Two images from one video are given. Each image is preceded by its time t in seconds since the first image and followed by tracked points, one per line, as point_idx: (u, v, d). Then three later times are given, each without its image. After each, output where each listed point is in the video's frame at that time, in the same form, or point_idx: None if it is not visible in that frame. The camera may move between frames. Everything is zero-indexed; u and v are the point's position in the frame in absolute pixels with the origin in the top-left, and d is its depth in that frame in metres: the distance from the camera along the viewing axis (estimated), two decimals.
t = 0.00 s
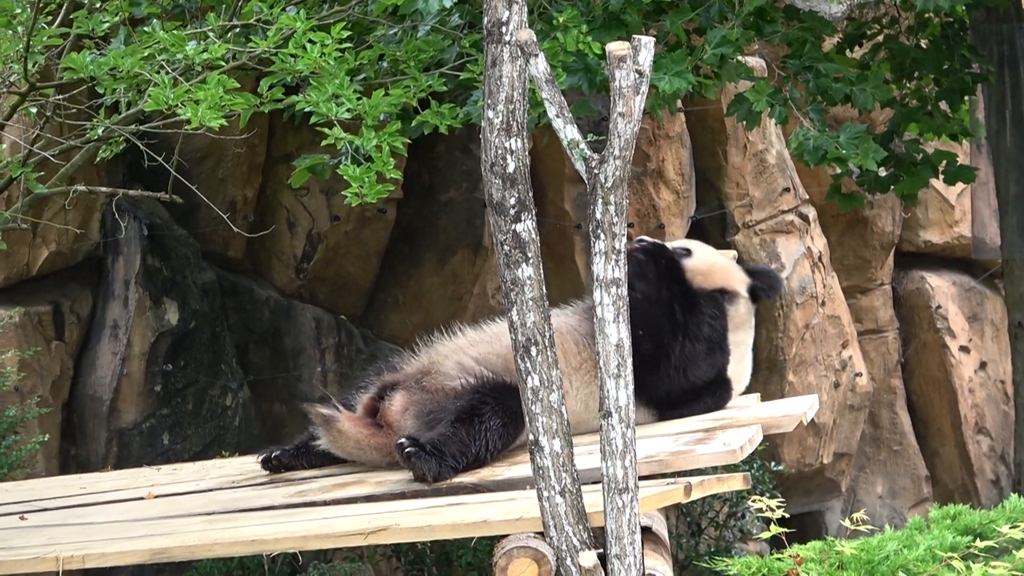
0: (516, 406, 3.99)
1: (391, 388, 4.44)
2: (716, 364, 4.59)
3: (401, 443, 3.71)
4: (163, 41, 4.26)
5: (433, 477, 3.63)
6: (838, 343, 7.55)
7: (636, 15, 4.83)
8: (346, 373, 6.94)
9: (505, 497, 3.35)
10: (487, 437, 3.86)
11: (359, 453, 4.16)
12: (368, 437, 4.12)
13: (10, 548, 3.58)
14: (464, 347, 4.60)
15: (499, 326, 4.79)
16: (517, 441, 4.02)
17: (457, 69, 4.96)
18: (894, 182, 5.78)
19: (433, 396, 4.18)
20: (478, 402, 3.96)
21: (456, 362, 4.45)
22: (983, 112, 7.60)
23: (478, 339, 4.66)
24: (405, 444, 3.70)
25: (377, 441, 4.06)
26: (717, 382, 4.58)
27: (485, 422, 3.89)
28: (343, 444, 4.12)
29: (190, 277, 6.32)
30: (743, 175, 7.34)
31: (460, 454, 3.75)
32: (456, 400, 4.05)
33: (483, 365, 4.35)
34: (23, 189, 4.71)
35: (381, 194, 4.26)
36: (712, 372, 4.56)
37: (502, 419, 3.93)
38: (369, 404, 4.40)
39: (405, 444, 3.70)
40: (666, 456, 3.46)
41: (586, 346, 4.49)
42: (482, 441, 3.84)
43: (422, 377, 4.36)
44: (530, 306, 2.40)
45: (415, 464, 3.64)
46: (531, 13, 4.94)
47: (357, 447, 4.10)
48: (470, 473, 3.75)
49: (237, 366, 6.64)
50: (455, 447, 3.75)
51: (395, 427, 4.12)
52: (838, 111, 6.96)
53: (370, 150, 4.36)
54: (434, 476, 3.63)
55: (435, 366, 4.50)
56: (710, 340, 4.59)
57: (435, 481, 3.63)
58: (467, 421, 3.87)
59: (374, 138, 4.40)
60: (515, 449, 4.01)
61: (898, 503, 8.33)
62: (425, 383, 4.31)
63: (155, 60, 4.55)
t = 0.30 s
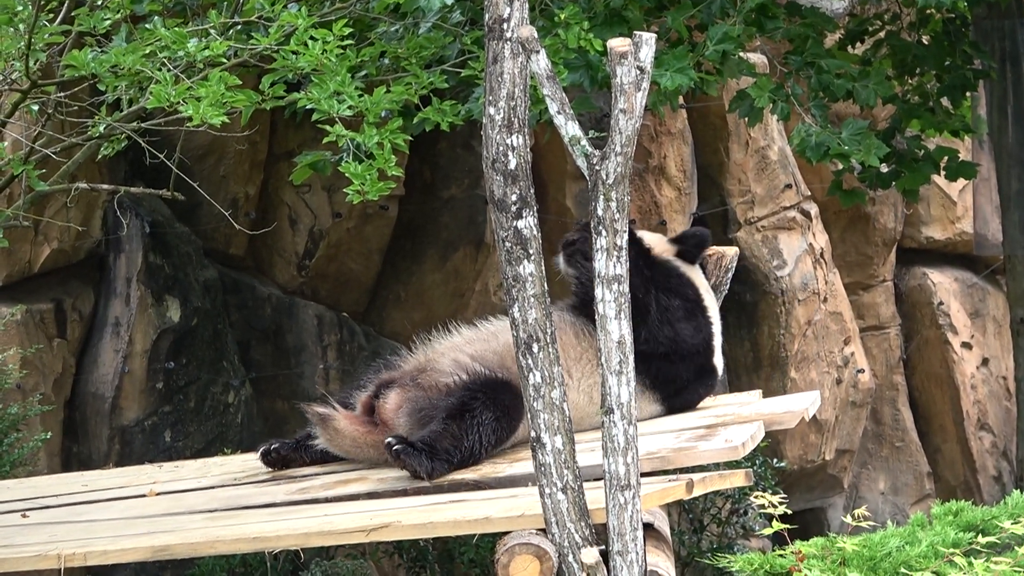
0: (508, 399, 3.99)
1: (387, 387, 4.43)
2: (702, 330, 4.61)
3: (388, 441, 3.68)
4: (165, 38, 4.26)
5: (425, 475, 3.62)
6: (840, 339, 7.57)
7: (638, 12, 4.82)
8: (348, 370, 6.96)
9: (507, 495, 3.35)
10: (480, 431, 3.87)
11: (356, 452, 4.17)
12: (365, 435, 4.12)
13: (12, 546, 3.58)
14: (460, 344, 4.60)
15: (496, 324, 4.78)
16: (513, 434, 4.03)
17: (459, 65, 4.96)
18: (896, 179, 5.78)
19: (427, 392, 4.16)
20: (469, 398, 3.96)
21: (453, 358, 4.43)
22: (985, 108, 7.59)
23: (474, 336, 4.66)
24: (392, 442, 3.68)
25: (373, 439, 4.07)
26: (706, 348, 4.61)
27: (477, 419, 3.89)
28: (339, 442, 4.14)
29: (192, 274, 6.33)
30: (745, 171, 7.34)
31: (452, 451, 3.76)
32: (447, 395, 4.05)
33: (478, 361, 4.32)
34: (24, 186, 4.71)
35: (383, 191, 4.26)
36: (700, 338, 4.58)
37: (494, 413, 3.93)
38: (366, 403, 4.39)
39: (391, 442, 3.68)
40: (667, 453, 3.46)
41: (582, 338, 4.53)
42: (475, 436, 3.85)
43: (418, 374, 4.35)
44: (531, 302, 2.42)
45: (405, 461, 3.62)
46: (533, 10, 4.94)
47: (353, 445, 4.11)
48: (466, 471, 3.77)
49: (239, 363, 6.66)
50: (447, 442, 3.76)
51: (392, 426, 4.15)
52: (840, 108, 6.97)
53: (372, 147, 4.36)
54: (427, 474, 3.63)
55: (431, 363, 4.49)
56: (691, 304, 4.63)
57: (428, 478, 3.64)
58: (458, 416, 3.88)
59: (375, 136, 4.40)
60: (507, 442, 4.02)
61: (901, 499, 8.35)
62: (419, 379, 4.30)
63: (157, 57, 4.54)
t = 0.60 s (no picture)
0: (494, 388, 4.04)
1: (380, 388, 4.44)
2: (682, 295, 4.81)
3: (369, 449, 3.66)
4: (167, 34, 4.25)
5: (410, 477, 3.65)
6: (842, 335, 7.56)
7: (641, 8, 4.82)
8: (350, 367, 6.95)
9: (510, 491, 3.35)
10: (468, 424, 3.90)
11: (355, 451, 4.20)
12: (363, 435, 4.12)
13: (16, 542, 3.58)
14: (455, 345, 4.58)
15: (490, 324, 4.75)
16: (504, 421, 4.07)
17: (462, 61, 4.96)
18: (899, 175, 5.77)
19: (419, 390, 4.14)
20: (452, 393, 3.97)
21: (446, 358, 4.43)
22: (988, 105, 7.58)
23: (468, 337, 4.64)
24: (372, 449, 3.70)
25: (370, 440, 4.06)
26: (689, 311, 4.80)
27: (462, 413, 3.92)
28: (339, 444, 4.15)
29: (194, 271, 6.33)
30: (748, 167, 7.32)
31: (440, 447, 3.78)
32: (434, 391, 4.05)
33: (476, 359, 4.28)
34: (27, 183, 4.71)
35: (386, 187, 4.25)
36: (680, 302, 4.77)
37: (481, 403, 3.97)
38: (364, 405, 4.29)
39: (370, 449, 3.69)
40: (670, 449, 3.45)
41: (573, 329, 4.49)
42: (463, 429, 3.89)
43: (411, 375, 4.38)
44: (534, 299, 2.43)
45: (389, 467, 3.63)
46: (535, 6, 4.93)
47: (353, 446, 4.12)
48: (463, 466, 3.83)
49: (242, 360, 6.67)
50: (433, 440, 3.78)
51: (387, 426, 4.10)
52: (844, 104, 6.98)
53: (374, 143, 4.36)
54: (415, 474, 3.66)
55: (425, 363, 4.51)
56: (662, 274, 4.83)
57: (417, 478, 3.67)
58: (444, 412, 3.90)
59: (378, 132, 4.39)
60: (502, 429, 4.07)
61: (903, 496, 8.36)
62: (415, 378, 4.30)
63: (159, 53, 4.54)
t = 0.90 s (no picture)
0: (497, 384, 4.04)
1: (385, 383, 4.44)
2: (683, 293, 4.80)
3: (371, 444, 3.66)
4: (170, 30, 4.25)
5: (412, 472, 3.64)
6: (845, 331, 7.58)
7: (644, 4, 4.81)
8: (353, 362, 6.94)
9: (514, 486, 3.35)
10: (470, 420, 3.91)
11: (358, 446, 4.22)
12: (366, 431, 4.13)
13: (19, 538, 3.57)
14: (456, 341, 4.57)
15: (490, 319, 4.75)
16: (506, 418, 4.07)
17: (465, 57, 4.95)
18: (902, 172, 5.77)
19: (422, 384, 4.14)
20: (455, 389, 3.98)
21: (447, 353, 4.42)
22: (990, 101, 7.58)
23: (468, 332, 4.64)
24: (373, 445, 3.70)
25: (373, 435, 4.06)
26: (691, 308, 4.78)
27: (464, 409, 3.92)
28: (342, 439, 4.17)
29: (197, 267, 6.33)
30: (751, 163, 7.31)
31: (442, 443, 3.78)
32: (436, 387, 4.05)
33: (475, 354, 4.28)
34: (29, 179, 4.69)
35: (389, 183, 4.25)
36: (682, 300, 4.76)
37: (483, 400, 3.98)
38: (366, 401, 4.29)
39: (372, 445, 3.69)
40: (673, 446, 3.45)
41: (573, 322, 4.50)
42: (465, 425, 3.89)
43: (413, 371, 4.37)
44: (537, 295, 2.43)
45: (391, 463, 3.63)
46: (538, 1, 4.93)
47: (355, 441, 4.13)
48: (465, 461, 3.81)
49: (245, 356, 6.67)
50: (435, 436, 3.78)
51: (390, 421, 4.09)
52: (847, 100, 6.99)
53: (377, 139, 4.35)
54: (417, 470, 3.66)
55: (428, 359, 4.50)
56: (662, 272, 4.83)
57: (419, 473, 3.67)
58: (445, 408, 3.90)
59: (381, 128, 4.39)
60: (504, 425, 4.07)
61: (906, 492, 8.36)
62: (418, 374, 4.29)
63: (162, 49, 4.53)
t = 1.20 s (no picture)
0: (501, 381, 4.04)
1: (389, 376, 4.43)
2: (695, 296, 4.77)
3: (375, 437, 3.67)
4: (172, 25, 4.24)
5: (415, 467, 3.63)
6: (847, 327, 7.61)
7: None
8: (355, 358, 6.95)
9: (515, 482, 3.35)
10: (474, 416, 3.90)
11: (362, 440, 4.21)
12: (369, 423, 4.12)
13: (21, 532, 3.57)
14: (458, 335, 4.57)
15: (492, 313, 4.75)
16: (509, 416, 4.07)
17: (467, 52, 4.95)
18: (904, 167, 5.77)
19: (426, 379, 4.13)
20: (459, 385, 3.98)
21: (450, 348, 4.41)
22: (993, 97, 7.58)
23: (468, 326, 4.64)
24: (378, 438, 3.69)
25: (376, 428, 4.06)
26: (702, 312, 4.76)
27: (468, 405, 3.92)
28: (345, 432, 4.16)
29: (199, 262, 6.33)
30: (753, 159, 7.31)
31: (445, 439, 3.77)
32: (440, 383, 4.05)
33: (476, 349, 4.29)
34: (31, 174, 4.69)
35: (390, 178, 4.24)
36: (693, 303, 4.74)
37: (487, 396, 3.98)
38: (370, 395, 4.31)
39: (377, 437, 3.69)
40: (675, 441, 3.45)
41: (573, 319, 4.50)
42: (468, 421, 3.88)
43: (417, 365, 4.36)
44: (539, 290, 2.43)
45: (396, 456, 3.63)
46: None
47: (359, 434, 4.13)
48: (468, 457, 3.81)
49: (246, 352, 6.67)
50: (439, 431, 3.78)
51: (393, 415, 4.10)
52: (849, 96, 7.00)
53: (379, 134, 4.35)
54: (419, 465, 3.64)
55: (430, 353, 4.50)
56: (675, 273, 4.78)
57: (422, 469, 3.65)
58: (450, 403, 3.90)
59: (383, 123, 4.39)
60: (507, 422, 4.07)
61: (908, 487, 8.37)
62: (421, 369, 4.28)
63: (164, 44, 4.53)
